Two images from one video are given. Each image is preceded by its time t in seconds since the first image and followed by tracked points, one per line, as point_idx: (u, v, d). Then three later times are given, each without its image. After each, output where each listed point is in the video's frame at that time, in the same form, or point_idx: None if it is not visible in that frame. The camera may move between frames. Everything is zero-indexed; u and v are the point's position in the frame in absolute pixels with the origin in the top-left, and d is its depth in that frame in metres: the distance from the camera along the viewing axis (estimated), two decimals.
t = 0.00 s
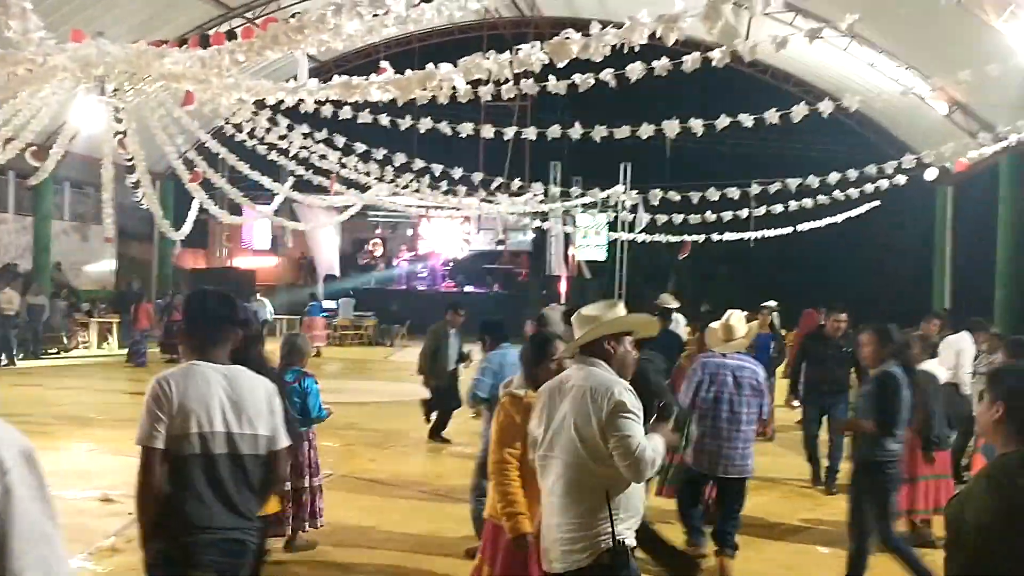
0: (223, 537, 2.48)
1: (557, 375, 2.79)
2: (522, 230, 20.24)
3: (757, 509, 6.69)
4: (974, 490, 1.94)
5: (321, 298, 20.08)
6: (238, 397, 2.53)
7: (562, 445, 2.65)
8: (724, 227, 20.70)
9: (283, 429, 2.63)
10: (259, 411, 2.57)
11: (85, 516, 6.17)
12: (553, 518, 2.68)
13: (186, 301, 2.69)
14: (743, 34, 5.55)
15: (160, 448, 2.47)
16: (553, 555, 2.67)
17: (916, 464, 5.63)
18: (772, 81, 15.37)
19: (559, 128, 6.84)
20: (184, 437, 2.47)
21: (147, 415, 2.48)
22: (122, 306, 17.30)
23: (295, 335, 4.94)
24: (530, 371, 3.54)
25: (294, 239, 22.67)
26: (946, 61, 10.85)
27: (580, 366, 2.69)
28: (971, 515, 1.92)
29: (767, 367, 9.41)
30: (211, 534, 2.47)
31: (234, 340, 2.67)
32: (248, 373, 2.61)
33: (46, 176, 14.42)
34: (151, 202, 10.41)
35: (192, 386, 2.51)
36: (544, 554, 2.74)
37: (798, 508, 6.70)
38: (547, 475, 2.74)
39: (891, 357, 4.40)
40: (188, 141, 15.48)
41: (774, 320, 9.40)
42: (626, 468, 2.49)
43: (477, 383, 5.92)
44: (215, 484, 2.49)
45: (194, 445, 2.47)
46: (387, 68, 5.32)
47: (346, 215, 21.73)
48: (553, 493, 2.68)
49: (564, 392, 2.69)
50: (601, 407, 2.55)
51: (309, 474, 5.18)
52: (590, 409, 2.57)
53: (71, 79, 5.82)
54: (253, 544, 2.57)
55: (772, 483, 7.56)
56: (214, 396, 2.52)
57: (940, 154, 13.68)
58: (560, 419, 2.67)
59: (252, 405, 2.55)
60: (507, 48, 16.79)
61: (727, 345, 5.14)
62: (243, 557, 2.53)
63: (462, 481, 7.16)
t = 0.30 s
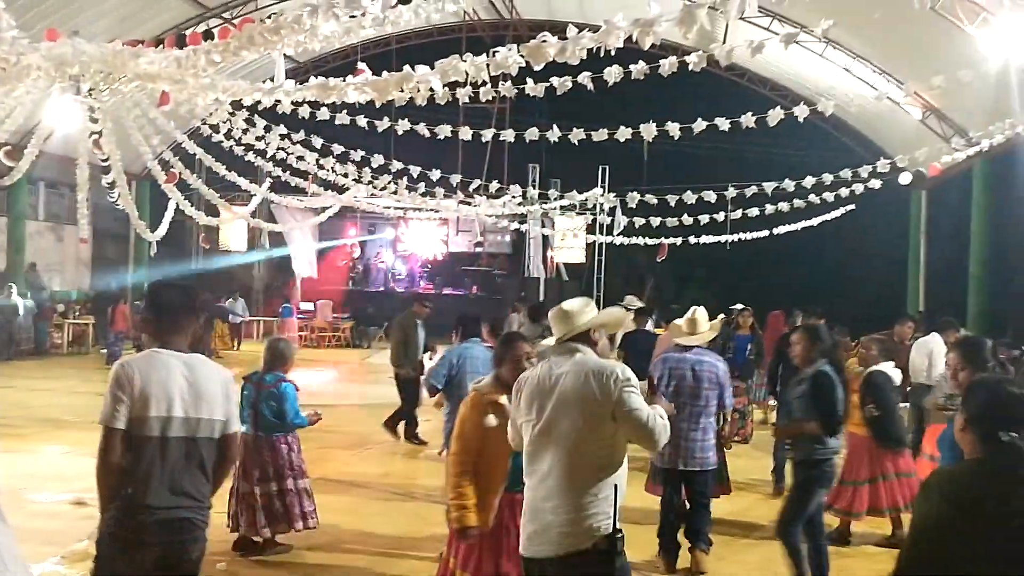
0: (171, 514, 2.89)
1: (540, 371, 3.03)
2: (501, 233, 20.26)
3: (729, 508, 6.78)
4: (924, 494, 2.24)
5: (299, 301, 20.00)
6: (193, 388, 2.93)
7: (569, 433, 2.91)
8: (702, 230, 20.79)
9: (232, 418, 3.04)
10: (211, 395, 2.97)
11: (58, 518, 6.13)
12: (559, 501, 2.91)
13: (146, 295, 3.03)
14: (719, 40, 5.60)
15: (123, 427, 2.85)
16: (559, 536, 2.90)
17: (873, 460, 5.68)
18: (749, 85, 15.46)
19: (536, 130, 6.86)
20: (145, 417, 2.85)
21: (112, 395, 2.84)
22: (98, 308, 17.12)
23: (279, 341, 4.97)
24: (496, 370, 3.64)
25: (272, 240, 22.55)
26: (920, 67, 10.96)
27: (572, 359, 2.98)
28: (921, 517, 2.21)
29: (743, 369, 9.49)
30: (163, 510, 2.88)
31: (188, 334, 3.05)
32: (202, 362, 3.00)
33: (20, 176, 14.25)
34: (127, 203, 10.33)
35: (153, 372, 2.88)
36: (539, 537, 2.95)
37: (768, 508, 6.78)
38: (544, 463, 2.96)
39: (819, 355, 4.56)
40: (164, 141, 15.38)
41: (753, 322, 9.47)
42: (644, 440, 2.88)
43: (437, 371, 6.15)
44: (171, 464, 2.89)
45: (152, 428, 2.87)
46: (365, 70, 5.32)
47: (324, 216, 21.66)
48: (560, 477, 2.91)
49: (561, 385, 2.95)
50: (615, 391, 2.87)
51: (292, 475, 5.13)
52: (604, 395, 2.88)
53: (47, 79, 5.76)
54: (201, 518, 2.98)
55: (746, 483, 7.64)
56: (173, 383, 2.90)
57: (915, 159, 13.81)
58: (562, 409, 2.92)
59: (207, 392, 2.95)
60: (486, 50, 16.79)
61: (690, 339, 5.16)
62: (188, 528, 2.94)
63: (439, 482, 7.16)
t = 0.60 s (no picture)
0: (132, 514, 2.86)
1: (554, 379, 2.97)
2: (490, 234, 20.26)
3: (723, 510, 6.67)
4: (917, 487, 2.24)
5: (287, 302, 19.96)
6: (147, 389, 2.91)
7: (586, 441, 2.84)
8: (690, 232, 20.83)
9: (191, 416, 3.02)
10: (167, 396, 2.94)
11: (43, 521, 6.09)
12: (576, 510, 2.84)
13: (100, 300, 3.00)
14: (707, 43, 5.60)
15: (78, 432, 2.84)
16: (576, 546, 2.84)
17: (832, 453, 5.66)
18: (737, 88, 15.52)
19: (525, 132, 6.84)
20: (98, 420, 2.83)
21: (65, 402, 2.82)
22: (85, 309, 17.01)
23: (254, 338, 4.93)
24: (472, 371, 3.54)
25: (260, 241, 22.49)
26: (906, 70, 11.03)
27: (589, 366, 2.92)
28: (910, 511, 2.24)
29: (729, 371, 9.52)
30: (122, 511, 2.86)
31: (145, 336, 3.01)
32: (158, 364, 2.97)
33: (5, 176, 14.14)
34: (114, 204, 10.27)
35: (105, 378, 2.86)
36: (556, 546, 2.89)
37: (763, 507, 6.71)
38: (560, 472, 2.89)
39: (767, 361, 4.46)
40: (151, 142, 15.32)
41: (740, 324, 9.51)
42: (661, 445, 2.76)
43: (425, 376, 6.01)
44: (128, 466, 2.86)
45: (105, 431, 2.84)
46: (353, 71, 5.31)
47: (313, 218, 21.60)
48: (576, 486, 2.84)
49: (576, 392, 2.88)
50: (632, 397, 2.80)
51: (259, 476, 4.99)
52: (622, 401, 2.81)
53: (34, 79, 5.73)
54: (166, 516, 2.95)
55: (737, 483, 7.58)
56: (125, 386, 2.87)
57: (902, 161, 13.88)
58: (580, 416, 2.86)
59: (162, 392, 2.93)
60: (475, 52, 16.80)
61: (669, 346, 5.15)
62: (151, 526, 2.90)
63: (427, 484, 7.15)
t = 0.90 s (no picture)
0: (88, 505, 2.84)
1: (587, 386, 2.93)
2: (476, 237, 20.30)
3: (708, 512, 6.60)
4: (917, 481, 2.16)
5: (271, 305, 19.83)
6: (95, 381, 2.88)
7: (633, 445, 2.83)
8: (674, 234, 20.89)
9: (145, 406, 3.00)
10: (117, 388, 2.93)
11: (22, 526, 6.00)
12: (622, 516, 2.82)
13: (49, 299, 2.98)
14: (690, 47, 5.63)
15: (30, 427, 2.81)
16: (622, 553, 2.81)
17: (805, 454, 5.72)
18: (720, 91, 15.56)
19: (508, 134, 6.82)
20: (48, 415, 2.81)
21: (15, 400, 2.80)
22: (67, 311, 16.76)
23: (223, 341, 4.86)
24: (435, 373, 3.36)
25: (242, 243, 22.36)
26: (888, 74, 11.13)
27: (624, 373, 2.91)
28: (913, 504, 2.15)
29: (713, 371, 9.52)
30: (79, 501, 2.83)
31: (95, 332, 2.98)
32: (107, 358, 2.95)
33: None
34: (95, 206, 10.16)
35: (53, 372, 2.83)
36: (597, 555, 2.83)
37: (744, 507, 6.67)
38: (601, 480, 2.86)
39: (707, 359, 4.37)
40: (133, 143, 15.19)
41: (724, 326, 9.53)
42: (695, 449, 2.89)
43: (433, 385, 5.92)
44: (81, 456, 2.84)
45: (55, 425, 2.82)
46: (336, 72, 5.29)
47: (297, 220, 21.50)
48: (623, 492, 2.83)
49: (617, 399, 2.87)
50: (673, 405, 2.87)
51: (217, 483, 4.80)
52: (664, 407, 2.85)
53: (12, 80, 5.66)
54: (127, 507, 2.92)
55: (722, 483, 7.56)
56: (74, 379, 2.85)
57: (884, 164, 13.97)
58: (623, 423, 2.84)
59: (111, 384, 2.91)
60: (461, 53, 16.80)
61: (665, 346, 5.27)
62: (109, 518, 2.87)
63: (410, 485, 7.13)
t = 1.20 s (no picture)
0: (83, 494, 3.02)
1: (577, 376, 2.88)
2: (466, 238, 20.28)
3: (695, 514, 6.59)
4: (909, 489, 2.12)
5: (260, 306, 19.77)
6: (88, 376, 3.02)
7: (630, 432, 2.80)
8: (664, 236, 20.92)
9: (135, 399, 3.16)
10: (106, 384, 3.07)
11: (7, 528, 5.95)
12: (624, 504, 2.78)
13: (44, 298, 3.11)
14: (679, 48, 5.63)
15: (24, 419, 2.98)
16: (627, 540, 2.76)
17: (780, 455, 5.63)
18: (709, 92, 15.61)
19: (499, 136, 6.82)
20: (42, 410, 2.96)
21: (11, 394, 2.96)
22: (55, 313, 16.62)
23: (197, 341, 4.83)
24: (426, 378, 3.29)
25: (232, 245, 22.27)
26: (875, 76, 11.19)
27: (612, 363, 2.88)
28: (902, 512, 2.11)
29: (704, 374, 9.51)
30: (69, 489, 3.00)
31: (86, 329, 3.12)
32: (98, 354, 3.09)
33: None
34: (83, 208, 10.10)
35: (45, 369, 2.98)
36: (600, 546, 2.77)
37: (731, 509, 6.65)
38: (599, 469, 2.81)
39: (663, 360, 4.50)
40: (121, 144, 15.11)
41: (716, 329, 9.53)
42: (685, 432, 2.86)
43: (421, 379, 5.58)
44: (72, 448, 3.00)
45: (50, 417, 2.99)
46: (325, 74, 5.28)
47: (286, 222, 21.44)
48: (625, 480, 2.78)
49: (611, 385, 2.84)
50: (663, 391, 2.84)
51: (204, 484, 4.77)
52: (656, 393, 2.83)
53: None
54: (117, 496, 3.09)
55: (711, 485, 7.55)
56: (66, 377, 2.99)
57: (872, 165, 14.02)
58: (616, 412, 2.81)
59: (102, 379, 3.05)
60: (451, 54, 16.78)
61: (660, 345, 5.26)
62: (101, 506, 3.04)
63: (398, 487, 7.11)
